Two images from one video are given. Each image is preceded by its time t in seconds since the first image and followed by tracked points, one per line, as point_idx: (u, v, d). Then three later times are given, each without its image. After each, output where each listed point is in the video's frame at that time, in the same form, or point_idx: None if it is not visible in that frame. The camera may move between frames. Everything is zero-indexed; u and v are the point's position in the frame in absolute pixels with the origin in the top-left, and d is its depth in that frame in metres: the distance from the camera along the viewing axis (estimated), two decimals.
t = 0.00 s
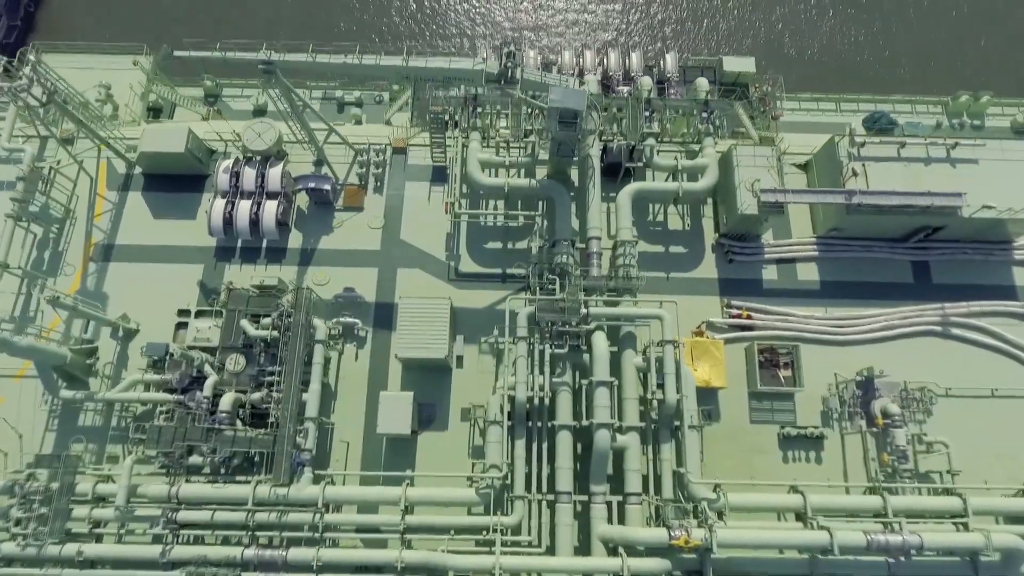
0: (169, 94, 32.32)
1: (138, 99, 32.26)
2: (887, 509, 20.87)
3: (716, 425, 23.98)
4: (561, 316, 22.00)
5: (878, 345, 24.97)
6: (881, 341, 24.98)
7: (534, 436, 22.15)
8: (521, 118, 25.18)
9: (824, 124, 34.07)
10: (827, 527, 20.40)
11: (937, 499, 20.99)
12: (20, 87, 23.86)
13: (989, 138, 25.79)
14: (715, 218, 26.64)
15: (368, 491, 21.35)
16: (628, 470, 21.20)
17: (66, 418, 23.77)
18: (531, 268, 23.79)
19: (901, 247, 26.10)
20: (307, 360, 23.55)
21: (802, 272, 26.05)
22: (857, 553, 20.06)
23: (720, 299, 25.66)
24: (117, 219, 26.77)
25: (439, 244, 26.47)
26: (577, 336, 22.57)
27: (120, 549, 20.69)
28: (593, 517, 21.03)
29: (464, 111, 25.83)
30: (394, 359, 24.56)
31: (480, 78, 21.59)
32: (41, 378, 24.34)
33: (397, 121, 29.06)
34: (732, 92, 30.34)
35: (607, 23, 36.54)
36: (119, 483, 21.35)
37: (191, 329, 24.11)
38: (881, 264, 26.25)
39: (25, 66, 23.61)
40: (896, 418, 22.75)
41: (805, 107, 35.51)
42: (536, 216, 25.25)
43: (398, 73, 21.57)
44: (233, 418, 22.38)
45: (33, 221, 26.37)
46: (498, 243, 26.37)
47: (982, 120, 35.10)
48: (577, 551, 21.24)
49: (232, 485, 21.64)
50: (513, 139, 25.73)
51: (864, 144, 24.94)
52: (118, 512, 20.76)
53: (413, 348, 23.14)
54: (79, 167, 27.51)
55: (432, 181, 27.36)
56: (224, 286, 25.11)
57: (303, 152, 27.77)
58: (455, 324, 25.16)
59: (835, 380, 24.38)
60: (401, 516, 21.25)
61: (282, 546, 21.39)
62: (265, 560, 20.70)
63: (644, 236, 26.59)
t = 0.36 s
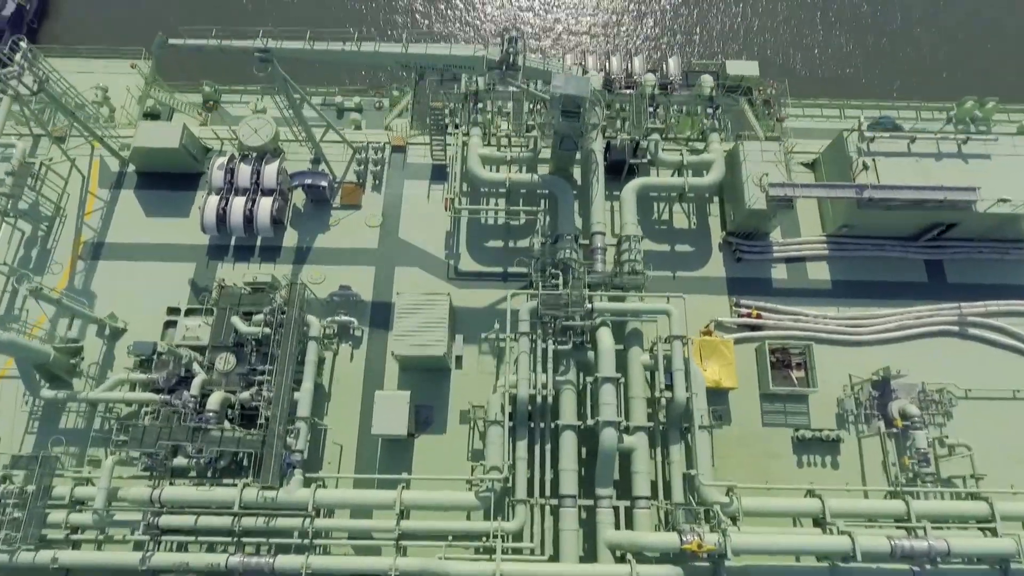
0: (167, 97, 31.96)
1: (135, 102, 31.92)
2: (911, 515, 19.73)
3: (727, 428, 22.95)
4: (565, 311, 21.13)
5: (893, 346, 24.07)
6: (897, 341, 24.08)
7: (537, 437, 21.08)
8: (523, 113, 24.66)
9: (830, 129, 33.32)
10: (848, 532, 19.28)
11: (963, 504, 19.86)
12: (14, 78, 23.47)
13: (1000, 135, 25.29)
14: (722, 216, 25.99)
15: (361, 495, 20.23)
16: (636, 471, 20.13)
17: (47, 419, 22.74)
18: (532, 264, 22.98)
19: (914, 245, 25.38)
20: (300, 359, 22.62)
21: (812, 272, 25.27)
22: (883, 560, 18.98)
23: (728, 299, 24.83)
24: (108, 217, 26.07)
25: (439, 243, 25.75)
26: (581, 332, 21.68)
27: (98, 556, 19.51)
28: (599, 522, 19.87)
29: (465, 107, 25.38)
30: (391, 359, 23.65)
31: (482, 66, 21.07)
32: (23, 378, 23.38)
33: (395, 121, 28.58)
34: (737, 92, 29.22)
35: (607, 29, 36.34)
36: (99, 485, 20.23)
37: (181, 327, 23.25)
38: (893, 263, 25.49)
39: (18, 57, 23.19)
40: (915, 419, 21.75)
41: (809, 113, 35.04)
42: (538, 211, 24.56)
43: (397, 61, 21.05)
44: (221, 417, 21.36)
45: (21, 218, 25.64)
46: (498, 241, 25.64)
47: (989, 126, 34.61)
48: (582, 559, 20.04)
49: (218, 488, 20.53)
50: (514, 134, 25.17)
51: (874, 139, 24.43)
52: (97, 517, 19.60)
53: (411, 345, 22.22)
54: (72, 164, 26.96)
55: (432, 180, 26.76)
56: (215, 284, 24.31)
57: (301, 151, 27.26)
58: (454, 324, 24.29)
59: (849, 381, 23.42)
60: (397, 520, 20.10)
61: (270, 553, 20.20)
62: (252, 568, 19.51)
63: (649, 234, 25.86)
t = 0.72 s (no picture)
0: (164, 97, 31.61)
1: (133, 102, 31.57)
2: (936, 514, 18.61)
3: (738, 427, 21.95)
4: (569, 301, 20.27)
5: (909, 342, 23.20)
6: (912, 337, 23.21)
7: (540, 434, 20.04)
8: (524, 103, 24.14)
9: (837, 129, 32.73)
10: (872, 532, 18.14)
11: (991, 503, 18.75)
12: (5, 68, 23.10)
13: (1012, 128, 24.74)
14: (729, 211, 25.35)
15: (354, 493, 19.13)
16: (645, 468, 19.07)
17: (28, 417, 21.75)
18: (535, 255, 22.22)
19: (927, 240, 24.66)
20: (293, 353, 21.72)
21: (823, 267, 24.53)
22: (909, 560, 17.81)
23: (737, 294, 24.03)
24: (99, 212, 25.44)
25: (438, 238, 25.04)
26: (586, 324, 20.81)
27: (74, 558, 18.36)
28: (606, 522, 18.74)
29: (466, 100, 24.89)
30: (388, 356, 22.77)
31: (483, 50, 20.55)
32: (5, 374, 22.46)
33: (395, 119, 27.89)
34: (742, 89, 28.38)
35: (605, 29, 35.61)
36: (78, 482, 19.14)
37: (170, 321, 22.40)
38: (906, 259, 24.74)
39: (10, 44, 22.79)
40: (935, 416, 20.77)
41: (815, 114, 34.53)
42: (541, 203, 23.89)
43: (396, 45, 20.57)
44: (208, 412, 20.35)
45: (9, 212, 24.98)
46: (499, 236, 24.93)
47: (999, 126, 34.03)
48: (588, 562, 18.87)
49: (204, 487, 19.45)
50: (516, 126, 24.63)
51: (884, 131, 23.91)
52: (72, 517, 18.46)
53: (408, 338, 21.29)
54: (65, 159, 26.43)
55: (431, 175, 26.17)
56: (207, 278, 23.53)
57: (298, 146, 26.75)
58: (454, 320, 23.44)
59: (865, 378, 22.49)
60: (392, 521, 18.98)
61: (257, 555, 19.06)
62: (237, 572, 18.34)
63: (654, 229, 25.16)
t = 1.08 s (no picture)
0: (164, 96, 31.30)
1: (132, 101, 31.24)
2: (964, 507, 17.59)
3: (751, 421, 21.03)
4: (575, 286, 19.53)
5: (925, 335, 22.41)
6: (929, 329, 22.44)
7: (544, 424, 19.10)
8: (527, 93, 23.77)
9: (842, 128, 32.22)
10: (897, 525, 17.07)
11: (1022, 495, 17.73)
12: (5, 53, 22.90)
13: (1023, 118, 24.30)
14: (736, 203, 24.78)
15: (349, 486, 18.10)
16: (656, 458, 18.14)
17: (10, 409, 20.82)
18: (538, 243, 21.55)
19: (939, 232, 24.07)
20: (288, 342, 20.91)
21: (835, 259, 23.87)
22: (936, 553, 16.71)
23: (747, 286, 23.31)
24: (93, 204, 24.88)
25: (439, 230, 24.43)
26: (592, 311, 20.04)
27: (50, 553, 17.26)
28: (615, 516, 17.71)
29: (468, 90, 24.53)
30: (386, 348, 22.01)
31: (487, 32, 20.19)
32: None
33: (394, 114, 27.47)
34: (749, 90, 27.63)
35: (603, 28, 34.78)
36: (57, 473, 18.11)
37: (161, 310, 21.62)
38: (919, 251, 24.09)
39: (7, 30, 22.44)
40: (957, 407, 19.85)
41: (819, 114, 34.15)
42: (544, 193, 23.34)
43: (399, 28, 20.26)
44: (198, 402, 19.42)
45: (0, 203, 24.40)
46: (501, 227, 24.32)
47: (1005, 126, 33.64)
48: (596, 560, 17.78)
49: (191, 478, 18.43)
50: (518, 115, 24.20)
51: (893, 120, 23.48)
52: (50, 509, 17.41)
53: (407, 326, 20.48)
54: (60, 152, 25.95)
55: (432, 168, 25.68)
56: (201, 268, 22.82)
57: (297, 139, 26.30)
58: (455, 311, 22.69)
59: (881, 371, 21.63)
60: (388, 515, 17.93)
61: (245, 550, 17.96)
62: (223, 568, 17.25)
63: (660, 221, 24.56)
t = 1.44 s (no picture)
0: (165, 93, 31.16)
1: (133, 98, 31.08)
2: (992, 494, 16.73)
3: (764, 410, 20.27)
4: (581, 267, 18.92)
5: (940, 324, 21.79)
6: (945, 317, 21.81)
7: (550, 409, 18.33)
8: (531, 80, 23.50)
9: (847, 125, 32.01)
10: (924, 510, 16.17)
11: None
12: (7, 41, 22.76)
13: None
14: (744, 193, 24.37)
15: (346, 471, 17.23)
16: (667, 443, 17.38)
17: None
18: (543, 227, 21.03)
19: (952, 221, 23.61)
20: (285, 327, 20.25)
21: (845, 249, 23.37)
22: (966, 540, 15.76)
23: (757, 276, 22.75)
24: (89, 194, 24.45)
25: (441, 219, 23.95)
26: (599, 292, 19.46)
27: (30, 541, 16.33)
28: (625, 503, 16.86)
29: (471, 79, 24.28)
30: (386, 337, 21.38)
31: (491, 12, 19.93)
32: None
33: (397, 108, 27.21)
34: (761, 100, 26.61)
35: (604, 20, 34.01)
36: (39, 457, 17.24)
37: (155, 296, 21.00)
38: (931, 241, 23.60)
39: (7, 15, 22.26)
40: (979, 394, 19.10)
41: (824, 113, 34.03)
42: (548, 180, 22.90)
43: (402, 8, 20.05)
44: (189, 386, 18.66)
45: None
46: (505, 217, 23.87)
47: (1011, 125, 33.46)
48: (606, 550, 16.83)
49: (180, 464, 17.57)
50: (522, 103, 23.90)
51: (901, 108, 23.23)
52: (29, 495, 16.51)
53: (408, 310, 19.82)
54: (58, 143, 25.64)
55: (434, 159, 25.31)
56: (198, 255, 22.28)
57: (299, 131, 26.02)
58: (457, 300, 22.07)
59: (898, 360, 20.94)
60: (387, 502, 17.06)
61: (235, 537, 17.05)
62: (212, 557, 16.31)
63: (667, 211, 24.11)
